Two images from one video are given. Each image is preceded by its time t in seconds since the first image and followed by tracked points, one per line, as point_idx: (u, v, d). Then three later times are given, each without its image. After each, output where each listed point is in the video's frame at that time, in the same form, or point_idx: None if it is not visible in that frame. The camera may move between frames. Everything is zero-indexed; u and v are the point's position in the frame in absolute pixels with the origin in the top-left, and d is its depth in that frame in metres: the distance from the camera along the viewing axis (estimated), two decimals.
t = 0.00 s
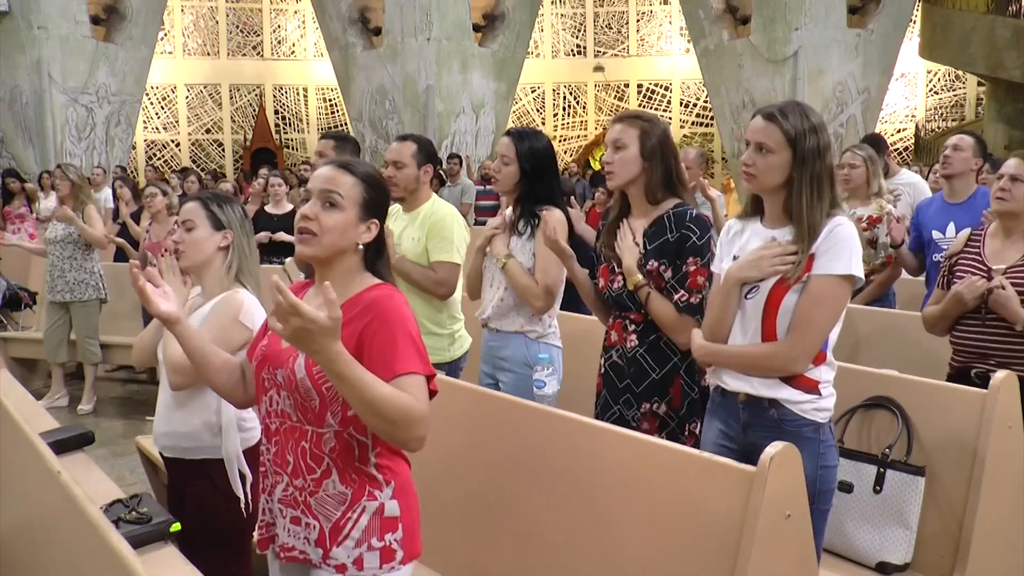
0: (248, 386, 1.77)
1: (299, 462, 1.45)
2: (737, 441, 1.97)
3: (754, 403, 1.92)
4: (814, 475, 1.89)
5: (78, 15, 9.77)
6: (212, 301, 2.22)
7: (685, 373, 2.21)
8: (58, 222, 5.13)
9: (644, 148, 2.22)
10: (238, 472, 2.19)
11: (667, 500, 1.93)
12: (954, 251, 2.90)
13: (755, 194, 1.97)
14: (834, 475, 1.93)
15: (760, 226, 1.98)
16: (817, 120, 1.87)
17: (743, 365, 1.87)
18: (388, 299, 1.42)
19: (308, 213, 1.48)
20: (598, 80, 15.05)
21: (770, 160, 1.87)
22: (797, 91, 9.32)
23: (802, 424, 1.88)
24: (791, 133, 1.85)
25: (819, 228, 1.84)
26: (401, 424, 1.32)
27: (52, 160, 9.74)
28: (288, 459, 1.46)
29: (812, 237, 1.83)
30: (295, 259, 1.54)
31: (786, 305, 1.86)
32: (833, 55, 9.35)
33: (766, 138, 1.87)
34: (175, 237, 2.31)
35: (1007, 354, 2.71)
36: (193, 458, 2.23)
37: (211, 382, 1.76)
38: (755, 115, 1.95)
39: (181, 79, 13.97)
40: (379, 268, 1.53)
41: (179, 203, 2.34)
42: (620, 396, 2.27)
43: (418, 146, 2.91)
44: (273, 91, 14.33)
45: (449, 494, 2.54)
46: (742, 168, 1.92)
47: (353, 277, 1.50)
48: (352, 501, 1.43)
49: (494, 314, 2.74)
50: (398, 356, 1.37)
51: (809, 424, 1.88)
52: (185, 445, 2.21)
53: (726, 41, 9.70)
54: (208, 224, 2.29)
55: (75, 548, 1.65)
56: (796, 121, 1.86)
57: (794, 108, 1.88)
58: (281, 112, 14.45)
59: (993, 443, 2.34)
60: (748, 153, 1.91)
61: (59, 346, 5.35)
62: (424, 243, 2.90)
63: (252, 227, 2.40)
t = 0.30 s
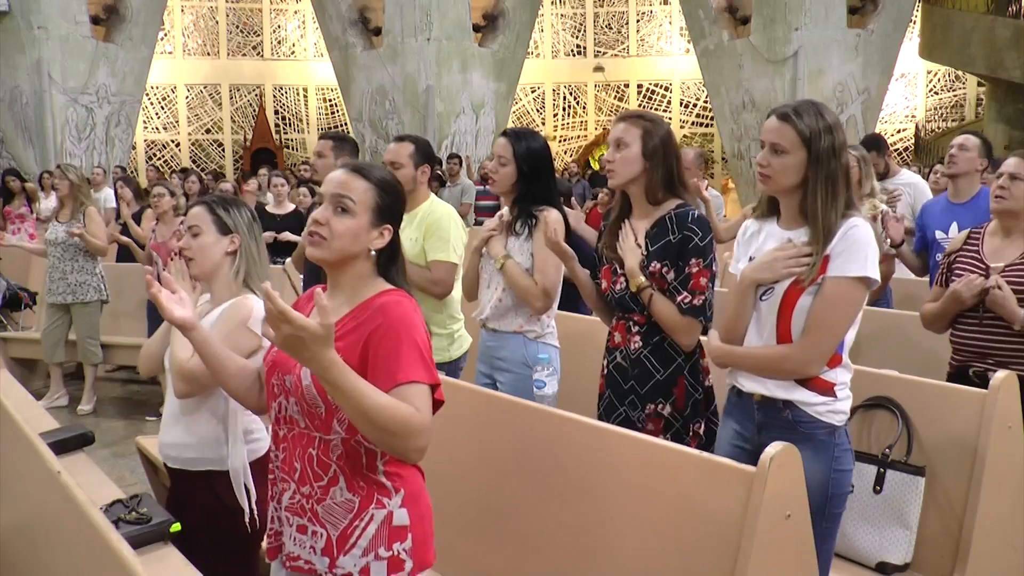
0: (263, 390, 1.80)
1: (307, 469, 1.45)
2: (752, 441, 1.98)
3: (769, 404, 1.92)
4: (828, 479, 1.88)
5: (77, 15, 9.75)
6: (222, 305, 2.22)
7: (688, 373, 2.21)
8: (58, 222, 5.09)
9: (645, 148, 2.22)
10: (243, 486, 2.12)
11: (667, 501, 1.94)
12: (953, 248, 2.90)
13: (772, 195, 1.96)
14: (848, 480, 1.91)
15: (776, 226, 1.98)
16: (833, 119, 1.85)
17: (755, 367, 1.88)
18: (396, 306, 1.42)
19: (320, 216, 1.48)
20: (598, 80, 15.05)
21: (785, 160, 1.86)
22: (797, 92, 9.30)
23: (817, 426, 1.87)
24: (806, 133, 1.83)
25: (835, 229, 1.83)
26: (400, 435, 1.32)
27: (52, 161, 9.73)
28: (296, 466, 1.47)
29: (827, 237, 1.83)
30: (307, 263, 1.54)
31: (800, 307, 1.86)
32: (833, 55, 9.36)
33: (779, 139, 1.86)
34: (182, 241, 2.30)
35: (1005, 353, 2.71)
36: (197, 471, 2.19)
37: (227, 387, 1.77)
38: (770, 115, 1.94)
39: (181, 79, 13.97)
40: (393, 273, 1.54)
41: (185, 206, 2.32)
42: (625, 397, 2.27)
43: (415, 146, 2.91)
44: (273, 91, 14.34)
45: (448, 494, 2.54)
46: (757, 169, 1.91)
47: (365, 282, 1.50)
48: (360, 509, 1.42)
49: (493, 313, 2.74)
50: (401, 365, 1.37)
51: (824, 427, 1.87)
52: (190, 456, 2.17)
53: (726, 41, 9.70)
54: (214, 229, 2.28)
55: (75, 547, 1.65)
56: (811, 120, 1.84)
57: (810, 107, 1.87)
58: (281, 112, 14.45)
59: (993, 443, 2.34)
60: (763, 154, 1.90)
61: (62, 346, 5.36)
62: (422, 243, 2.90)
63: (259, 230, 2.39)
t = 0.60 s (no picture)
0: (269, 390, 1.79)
1: (310, 471, 1.45)
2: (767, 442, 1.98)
3: (785, 406, 1.93)
4: (842, 483, 1.86)
5: (78, 15, 9.75)
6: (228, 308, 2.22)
7: (690, 377, 2.21)
8: (58, 222, 5.10)
9: (649, 149, 2.21)
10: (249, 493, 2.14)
11: (667, 499, 1.94)
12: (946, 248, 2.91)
13: (789, 196, 1.95)
14: (860, 484, 1.89)
15: (794, 228, 1.98)
16: (849, 120, 1.85)
17: (772, 369, 1.88)
18: (401, 308, 1.42)
19: (328, 217, 1.48)
20: (598, 80, 15.05)
21: (800, 161, 1.85)
22: (797, 92, 9.30)
23: (833, 429, 1.87)
24: (822, 134, 1.83)
25: (852, 230, 1.82)
26: (401, 436, 1.32)
27: (52, 161, 9.74)
28: (299, 467, 1.47)
29: (844, 239, 1.82)
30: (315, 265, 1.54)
31: (817, 310, 1.86)
32: (833, 55, 9.36)
33: (796, 140, 1.85)
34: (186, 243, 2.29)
35: (998, 352, 2.72)
36: (203, 476, 2.19)
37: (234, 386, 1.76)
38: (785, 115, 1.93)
39: (181, 79, 13.97)
40: (401, 275, 1.54)
41: (190, 207, 2.32)
42: (627, 400, 2.27)
43: (410, 146, 2.92)
44: (273, 91, 14.35)
45: (447, 494, 2.55)
46: (773, 170, 1.90)
47: (372, 283, 1.50)
48: (362, 512, 1.42)
49: (489, 313, 2.74)
50: (405, 367, 1.37)
51: (840, 431, 1.86)
52: (195, 461, 2.17)
53: (726, 41, 9.70)
54: (221, 231, 2.27)
55: (75, 546, 1.65)
56: (827, 121, 1.83)
57: (825, 107, 1.86)
58: (281, 112, 14.45)
59: (992, 443, 2.34)
60: (779, 154, 1.90)
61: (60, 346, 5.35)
62: (418, 242, 2.90)
63: (264, 231, 2.39)
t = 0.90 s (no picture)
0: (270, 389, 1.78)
1: (312, 471, 1.45)
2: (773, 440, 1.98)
3: (792, 406, 1.93)
4: (848, 485, 1.86)
5: (78, 15, 9.75)
6: (223, 307, 2.22)
7: (687, 380, 2.20)
8: (58, 222, 5.11)
9: (653, 151, 2.22)
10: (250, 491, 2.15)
11: (667, 499, 1.94)
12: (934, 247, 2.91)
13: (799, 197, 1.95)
14: (866, 485, 1.89)
15: (805, 228, 1.98)
16: (863, 121, 1.84)
17: (780, 370, 1.88)
18: (404, 308, 1.42)
19: (330, 217, 1.48)
20: (598, 80, 15.05)
21: (813, 162, 1.85)
22: (797, 92, 9.27)
23: (839, 431, 1.86)
24: (836, 134, 1.82)
25: (864, 232, 1.81)
26: (405, 437, 1.32)
27: (52, 161, 9.74)
28: (301, 467, 1.47)
29: (856, 241, 1.81)
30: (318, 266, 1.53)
31: (826, 311, 1.86)
32: (834, 55, 9.35)
33: (809, 140, 1.85)
34: (183, 242, 2.29)
35: (988, 350, 2.72)
36: (202, 477, 2.18)
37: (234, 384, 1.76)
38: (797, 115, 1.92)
39: (181, 79, 13.97)
40: (401, 276, 1.54)
41: (187, 207, 2.32)
42: (624, 402, 2.27)
43: (412, 146, 2.92)
44: (273, 91, 14.34)
45: (446, 493, 2.55)
46: (785, 170, 1.89)
47: (372, 284, 1.50)
48: (365, 512, 1.42)
49: (488, 311, 2.73)
50: (407, 368, 1.37)
51: (846, 432, 1.86)
52: (194, 463, 2.17)
53: (726, 42, 9.70)
54: (215, 230, 2.26)
55: (75, 546, 1.65)
56: (841, 121, 1.82)
57: (839, 107, 1.85)
58: (281, 112, 14.45)
59: (993, 444, 2.34)
60: (791, 155, 1.89)
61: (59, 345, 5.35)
62: (413, 242, 2.89)
63: (262, 229, 2.37)
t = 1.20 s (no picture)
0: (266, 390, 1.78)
1: (309, 471, 1.45)
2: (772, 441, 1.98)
3: (792, 407, 1.93)
4: (848, 485, 1.86)
5: (78, 15, 9.74)
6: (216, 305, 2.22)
7: (680, 380, 2.19)
8: (56, 223, 5.10)
9: (651, 150, 2.22)
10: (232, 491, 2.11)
11: (667, 499, 1.94)
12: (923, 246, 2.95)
13: (800, 197, 1.95)
14: (866, 486, 1.89)
15: (806, 228, 1.98)
16: (865, 120, 1.83)
17: (780, 371, 1.88)
18: (401, 307, 1.42)
19: (325, 217, 1.48)
20: (598, 80, 15.05)
21: (816, 162, 1.84)
22: (797, 93, 9.28)
23: (839, 431, 1.86)
24: (838, 134, 1.82)
25: (866, 233, 1.81)
26: (403, 436, 1.32)
27: (52, 161, 9.74)
28: (298, 468, 1.47)
29: (858, 242, 1.81)
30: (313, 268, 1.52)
31: (828, 312, 1.86)
32: (834, 55, 9.35)
33: (812, 140, 1.84)
34: (175, 245, 2.30)
35: (975, 348, 2.74)
36: (190, 472, 2.20)
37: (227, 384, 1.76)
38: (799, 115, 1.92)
39: (181, 79, 13.97)
40: (397, 275, 1.53)
41: (178, 210, 2.33)
42: (619, 400, 2.29)
43: (415, 147, 2.92)
44: (273, 91, 14.35)
45: (445, 493, 2.55)
46: (787, 171, 1.89)
47: (366, 284, 1.50)
48: (362, 511, 1.42)
49: (490, 311, 2.72)
50: (405, 368, 1.37)
51: (847, 433, 1.86)
52: (183, 458, 2.18)
53: (726, 42, 9.70)
54: (205, 231, 2.27)
55: (74, 546, 1.65)
56: (843, 121, 1.82)
57: (841, 108, 1.85)
58: (281, 112, 14.45)
59: (993, 444, 2.34)
60: (793, 155, 1.89)
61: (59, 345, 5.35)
62: (414, 244, 2.90)
63: (253, 229, 2.38)
